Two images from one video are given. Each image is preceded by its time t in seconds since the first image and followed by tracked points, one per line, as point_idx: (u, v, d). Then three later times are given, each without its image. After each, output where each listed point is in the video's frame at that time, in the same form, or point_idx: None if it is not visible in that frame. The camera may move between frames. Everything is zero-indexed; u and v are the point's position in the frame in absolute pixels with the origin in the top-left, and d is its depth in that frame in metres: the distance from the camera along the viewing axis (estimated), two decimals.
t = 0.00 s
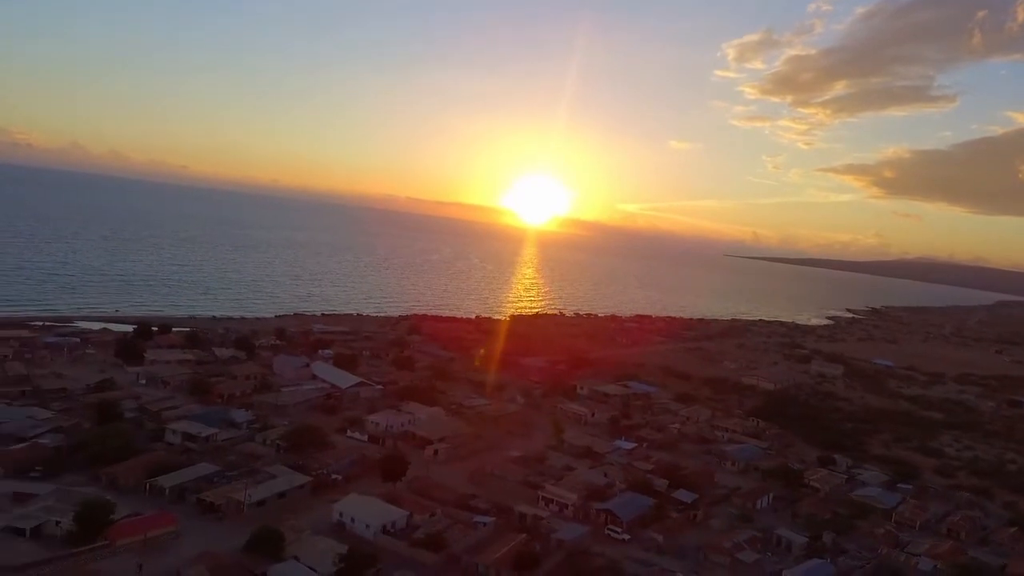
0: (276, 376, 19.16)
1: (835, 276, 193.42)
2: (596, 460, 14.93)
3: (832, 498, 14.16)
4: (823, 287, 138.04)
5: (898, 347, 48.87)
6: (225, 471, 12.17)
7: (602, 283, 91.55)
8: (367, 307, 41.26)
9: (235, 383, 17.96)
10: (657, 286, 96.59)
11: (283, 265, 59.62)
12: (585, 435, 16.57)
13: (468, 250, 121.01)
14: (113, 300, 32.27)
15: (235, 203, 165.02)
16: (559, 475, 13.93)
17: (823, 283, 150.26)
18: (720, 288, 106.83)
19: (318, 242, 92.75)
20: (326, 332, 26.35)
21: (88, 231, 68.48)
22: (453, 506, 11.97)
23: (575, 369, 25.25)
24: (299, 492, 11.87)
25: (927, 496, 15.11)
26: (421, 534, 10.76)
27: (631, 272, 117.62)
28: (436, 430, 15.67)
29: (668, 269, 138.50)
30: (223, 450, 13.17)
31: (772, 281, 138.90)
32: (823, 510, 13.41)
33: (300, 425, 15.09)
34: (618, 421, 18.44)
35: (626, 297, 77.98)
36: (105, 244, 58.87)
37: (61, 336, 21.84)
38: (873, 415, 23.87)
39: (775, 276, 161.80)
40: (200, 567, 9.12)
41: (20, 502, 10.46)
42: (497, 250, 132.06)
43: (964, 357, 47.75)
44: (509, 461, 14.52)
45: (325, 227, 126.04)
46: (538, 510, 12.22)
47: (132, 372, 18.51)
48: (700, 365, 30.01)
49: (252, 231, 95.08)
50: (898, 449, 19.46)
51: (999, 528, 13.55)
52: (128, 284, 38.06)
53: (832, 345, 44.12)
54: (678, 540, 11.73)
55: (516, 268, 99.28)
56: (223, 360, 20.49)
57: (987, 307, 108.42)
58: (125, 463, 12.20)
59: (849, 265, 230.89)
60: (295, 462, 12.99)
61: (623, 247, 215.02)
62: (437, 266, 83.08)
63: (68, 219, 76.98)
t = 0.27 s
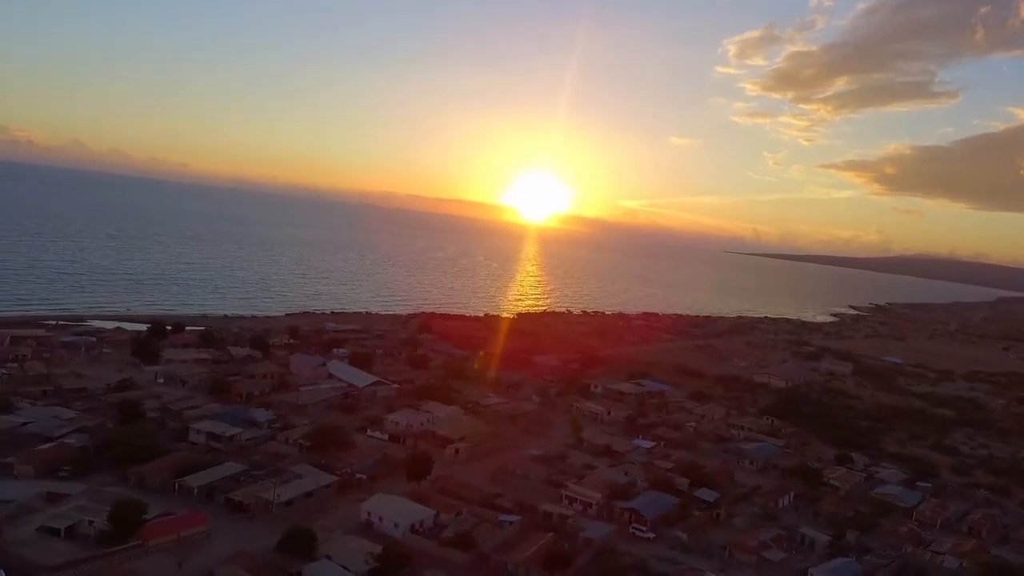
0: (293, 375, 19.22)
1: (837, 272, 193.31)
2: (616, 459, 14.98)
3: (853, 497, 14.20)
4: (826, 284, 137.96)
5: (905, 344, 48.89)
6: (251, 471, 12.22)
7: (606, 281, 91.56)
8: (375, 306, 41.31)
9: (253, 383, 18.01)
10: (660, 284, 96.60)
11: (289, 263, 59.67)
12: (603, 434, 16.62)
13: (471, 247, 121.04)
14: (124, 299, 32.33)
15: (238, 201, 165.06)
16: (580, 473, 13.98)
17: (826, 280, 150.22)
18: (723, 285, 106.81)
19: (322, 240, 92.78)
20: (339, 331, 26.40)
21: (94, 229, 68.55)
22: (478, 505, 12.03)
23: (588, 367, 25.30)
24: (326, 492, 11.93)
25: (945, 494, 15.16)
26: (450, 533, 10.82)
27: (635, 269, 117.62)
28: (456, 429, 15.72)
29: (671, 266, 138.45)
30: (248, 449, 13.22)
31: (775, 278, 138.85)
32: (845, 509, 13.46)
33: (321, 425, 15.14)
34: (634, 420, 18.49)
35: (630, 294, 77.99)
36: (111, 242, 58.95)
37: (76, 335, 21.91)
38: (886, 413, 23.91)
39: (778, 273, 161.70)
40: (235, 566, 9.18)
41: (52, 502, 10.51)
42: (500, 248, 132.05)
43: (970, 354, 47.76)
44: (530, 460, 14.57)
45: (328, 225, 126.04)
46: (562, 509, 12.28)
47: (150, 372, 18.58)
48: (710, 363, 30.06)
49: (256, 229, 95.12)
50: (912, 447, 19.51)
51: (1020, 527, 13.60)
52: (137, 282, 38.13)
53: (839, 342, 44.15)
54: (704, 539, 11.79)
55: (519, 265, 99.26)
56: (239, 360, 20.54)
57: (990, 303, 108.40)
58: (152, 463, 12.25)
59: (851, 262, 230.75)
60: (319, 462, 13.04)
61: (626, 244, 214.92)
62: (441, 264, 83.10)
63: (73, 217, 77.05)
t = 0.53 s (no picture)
0: (307, 374, 19.27)
1: (839, 268, 193.22)
2: (634, 457, 15.02)
3: (870, 494, 14.26)
4: (828, 280, 137.84)
5: (911, 340, 48.91)
6: (273, 471, 12.26)
7: (610, 278, 91.58)
8: (381, 304, 41.36)
9: (268, 382, 18.07)
10: (664, 281, 96.56)
11: (294, 262, 59.70)
12: (619, 432, 16.67)
13: (474, 245, 121.01)
14: (133, 298, 32.37)
15: (240, 199, 164.99)
16: (599, 472, 14.03)
17: (829, 276, 150.18)
18: (726, 282, 106.79)
19: (325, 238, 92.74)
20: (349, 330, 26.44)
21: (98, 228, 68.58)
22: (500, 504, 12.08)
23: (599, 365, 25.35)
24: (349, 491, 11.97)
25: (962, 491, 15.20)
26: (475, 532, 10.87)
27: (638, 266, 117.57)
28: (472, 427, 15.79)
29: (673, 263, 138.38)
30: (269, 450, 13.28)
31: (778, 274, 138.78)
32: (863, 505, 13.53)
33: (339, 425, 15.19)
34: (649, 417, 18.53)
35: (634, 291, 78.03)
36: (117, 242, 58.94)
37: (89, 335, 21.95)
38: (896, 410, 23.94)
39: (780, 269, 161.63)
40: (265, 566, 9.23)
41: (79, 502, 10.57)
42: (502, 245, 132.05)
43: (976, 350, 47.76)
44: (549, 459, 14.61)
45: (331, 223, 126.03)
46: (583, 507, 12.32)
47: (166, 372, 18.64)
48: (719, 360, 30.10)
49: (259, 227, 95.12)
50: (925, 443, 19.56)
51: None
52: (145, 282, 38.17)
53: (845, 338, 44.16)
54: (726, 537, 11.84)
55: (523, 262, 99.25)
56: (252, 359, 20.58)
57: (994, 298, 108.31)
58: (174, 463, 12.30)
59: (853, 258, 230.66)
60: (340, 462, 13.07)
61: (628, 241, 214.85)
62: (445, 262, 83.11)
63: (77, 216, 77.04)
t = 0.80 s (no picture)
0: (324, 373, 19.32)
1: (842, 262, 193.13)
2: (655, 454, 15.06)
3: (891, 491, 14.31)
4: (832, 275, 137.62)
5: (918, 335, 48.90)
6: (300, 471, 12.33)
7: (614, 274, 91.54)
8: (390, 302, 41.39)
9: (287, 381, 18.13)
10: (668, 276, 96.46)
11: (300, 260, 59.73)
12: (638, 429, 16.71)
13: (478, 242, 120.92)
14: (144, 298, 32.40)
15: (243, 197, 164.88)
16: (621, 469, 14.08)
17: (832, 271, 150.09)
18: (730, 277, 106.77)
19: (329, 236, 92.77)
20: (362, 328, 26.48)
21: (104, 227, 68.64)
22: (526, 502, 12.14)
23: (612, 362, 25.38)
24: (376, 490, 12.03)
25: (983, 486, 15.24)
26: (504, 530, 10.93)
27: (641, 262, 117.45)
28: (493, 426, 15.84)
29: (677, 258, 138.22)
30: (294, 449, 13.34)
31: (781, 269, 138.70)
32: (886, 502, 13.58)
33: (361, 424, 15.25)
34: (666, 414, 18.57)
35: (639, 287, 78.02)
36: (123, 241, 58.93)
37: (105, 335, 22.00)
38: (910, 406, 23.97)
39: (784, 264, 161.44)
40: (300, 566, 9.30)
41: (111, 503, 10.66)
42: (506, 242, 131.94)
43: (984, 344, 47.75)
44: (571, 456, 14.66)
45: (334, 221, 125.95)
46: (609, 505, 12.36)
47: (184, 372, 18.70)
48: (730, 356, 30.12)
49: (264, 226, 95.08)
50: (941, 439, 19.60)
51: None
52: (154, 282, 38.22)
53: (854, 333, 44.16)
54: (752, 534, 11.89)
55: (527, 259, 99.20)
56: (269, 358, 20.63)
57: (999, 292, 108.07)
58: (202, 463, 12.36)
59: (856, 252, 230.50)
60: (365, 461, 13.13)
61: (630, 237, 214.66)
62: (450, 259, 83.09)
63: (82, 216, 77.00)
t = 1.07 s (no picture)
0: (340, 373, 19.38)
1: (846, 257, 192.85)
2: (673, 452, 15.09)
3: (911, 487, 14.33)
4: (836, 270, 137.39)
5: (926, 330, 48.84)
6: (323, 471, 12.38)
7: (619, 270, 91.50)
8: (398, 301, 41.43)
9: (304, 381, 18.19)
10: (673, 273, 96.39)
11: (307, 259, 59.78)
12: (656, 427, 16.74)
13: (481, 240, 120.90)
14: (154, 298, 32.43)
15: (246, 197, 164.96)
16: (641, 467, 14.11)
17: (837, 266, 149.84)
18: (735, 273, 106.61)
19: (334, 235, 92.82)
20: (373, 328, 26.54)
21: (110, 228, 68.75)
22: (549, 501, 12.18)
23: (624, 359, 25.41)
24: (400, 490, 12.08)
25: (1002, 482, 15.25)
26: (529, 529, 10.97)
27: (645, 259, 117.39)
28: (511, 425, 15.88)
29: (681, 255, 138.08)
30: (316, 450, 13.40)
31: (786, 265, 138.55)
32: (906, 498, 13.61)
33: (380, 424, 15.32)
34: (682, 412, 18.59)
35: (644, 284, 77.99)
36: (130, 241, 59.00)
37: (119, 336, 22.06)
38: (923, 401, 23.97)
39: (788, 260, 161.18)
40: (330, 566, 9.35)
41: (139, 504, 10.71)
42: (509, 239, 131.90)
43: (992, 339, 47.68)
44: (590, 455, 14.69)
45: (338, 220, 125.99)
46: (631, 504, 12.39)
47: (201, 372, 18.75)
48: (741, 353, 30.13)
49: (268, 225, 95.15)
50: (957, 435, 19.61)
51: None
52: (164, 282, 38.31)
53: (862, 329, 44.15)
54: (775, 531, 11.92)
55: (531, 256, 99.22)
56: (283, 359, 20.69)
57: (1004, 286, 107.79)
58: (225, 464, 12.42)
59: (860, 247, 230.06)
60: (387, 461, 13.18)
61: (633, 233, 214.52)
62: (454, 257, 83.12)
63: (88, 216, 77.08)
